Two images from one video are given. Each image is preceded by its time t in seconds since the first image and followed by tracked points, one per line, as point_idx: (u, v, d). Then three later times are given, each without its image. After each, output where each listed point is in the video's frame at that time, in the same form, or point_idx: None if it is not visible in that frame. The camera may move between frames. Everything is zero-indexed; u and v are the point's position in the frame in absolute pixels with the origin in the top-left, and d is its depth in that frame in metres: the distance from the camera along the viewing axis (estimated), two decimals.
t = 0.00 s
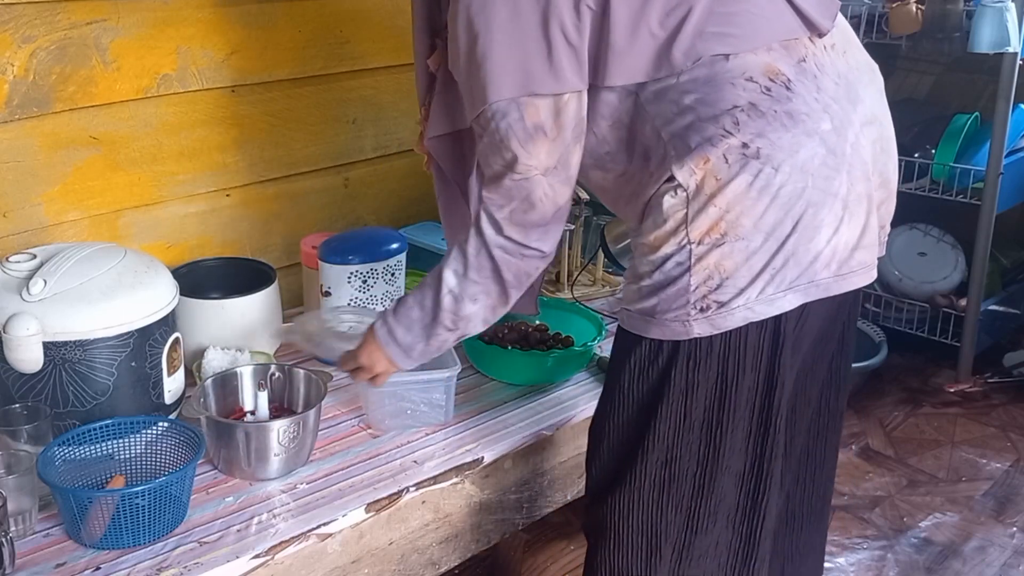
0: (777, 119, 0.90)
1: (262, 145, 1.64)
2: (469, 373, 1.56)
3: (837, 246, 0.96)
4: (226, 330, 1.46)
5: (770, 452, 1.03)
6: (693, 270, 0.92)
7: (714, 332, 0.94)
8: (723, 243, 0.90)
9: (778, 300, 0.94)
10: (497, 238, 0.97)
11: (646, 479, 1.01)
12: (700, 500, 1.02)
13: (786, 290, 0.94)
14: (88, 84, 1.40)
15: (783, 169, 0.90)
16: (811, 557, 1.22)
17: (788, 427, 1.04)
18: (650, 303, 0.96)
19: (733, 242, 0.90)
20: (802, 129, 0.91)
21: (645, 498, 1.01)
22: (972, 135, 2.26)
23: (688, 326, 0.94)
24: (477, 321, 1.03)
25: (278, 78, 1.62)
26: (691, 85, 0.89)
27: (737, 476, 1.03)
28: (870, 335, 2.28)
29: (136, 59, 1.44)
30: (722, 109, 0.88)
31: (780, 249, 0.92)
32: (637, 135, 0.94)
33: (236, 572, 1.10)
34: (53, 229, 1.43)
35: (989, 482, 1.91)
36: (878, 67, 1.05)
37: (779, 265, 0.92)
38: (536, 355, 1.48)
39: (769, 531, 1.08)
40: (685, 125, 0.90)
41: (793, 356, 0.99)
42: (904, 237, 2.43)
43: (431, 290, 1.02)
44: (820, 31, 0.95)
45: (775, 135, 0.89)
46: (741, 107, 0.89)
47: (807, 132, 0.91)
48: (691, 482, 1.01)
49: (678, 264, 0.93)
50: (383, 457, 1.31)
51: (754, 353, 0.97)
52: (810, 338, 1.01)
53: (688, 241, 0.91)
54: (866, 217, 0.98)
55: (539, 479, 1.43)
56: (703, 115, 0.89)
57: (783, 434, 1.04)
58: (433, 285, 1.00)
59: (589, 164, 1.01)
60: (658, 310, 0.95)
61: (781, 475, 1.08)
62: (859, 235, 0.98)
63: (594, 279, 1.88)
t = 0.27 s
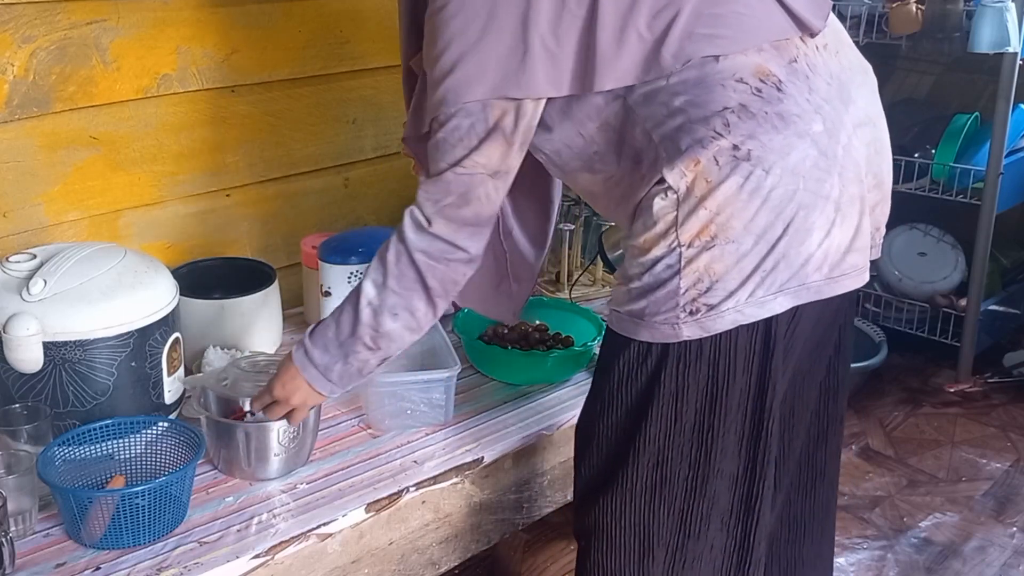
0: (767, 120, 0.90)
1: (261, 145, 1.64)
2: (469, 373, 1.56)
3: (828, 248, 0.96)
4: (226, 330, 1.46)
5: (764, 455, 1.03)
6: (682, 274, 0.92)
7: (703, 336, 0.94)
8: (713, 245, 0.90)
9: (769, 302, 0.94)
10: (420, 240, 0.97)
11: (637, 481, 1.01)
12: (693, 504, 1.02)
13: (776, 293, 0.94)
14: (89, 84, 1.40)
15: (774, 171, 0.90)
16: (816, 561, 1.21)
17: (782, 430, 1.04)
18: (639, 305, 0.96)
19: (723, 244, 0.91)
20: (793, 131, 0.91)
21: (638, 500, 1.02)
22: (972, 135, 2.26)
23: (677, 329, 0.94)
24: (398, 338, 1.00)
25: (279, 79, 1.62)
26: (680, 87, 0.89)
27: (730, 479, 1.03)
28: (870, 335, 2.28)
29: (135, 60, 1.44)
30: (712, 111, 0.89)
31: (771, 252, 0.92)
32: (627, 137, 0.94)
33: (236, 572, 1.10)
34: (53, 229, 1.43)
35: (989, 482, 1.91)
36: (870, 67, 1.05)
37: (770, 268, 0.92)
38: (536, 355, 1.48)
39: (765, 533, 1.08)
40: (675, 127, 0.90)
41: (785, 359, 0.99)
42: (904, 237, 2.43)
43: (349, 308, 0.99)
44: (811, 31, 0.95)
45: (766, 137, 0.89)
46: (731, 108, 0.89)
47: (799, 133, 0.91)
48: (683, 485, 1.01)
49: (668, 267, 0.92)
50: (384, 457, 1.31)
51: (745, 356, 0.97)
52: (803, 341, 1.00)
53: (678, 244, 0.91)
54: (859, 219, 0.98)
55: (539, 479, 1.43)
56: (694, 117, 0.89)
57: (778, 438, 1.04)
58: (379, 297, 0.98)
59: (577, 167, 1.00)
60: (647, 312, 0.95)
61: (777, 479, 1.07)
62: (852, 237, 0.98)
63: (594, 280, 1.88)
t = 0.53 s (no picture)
0: (759, 121, 0.90)
1: (261, 145, 1.64)
2: (469, 373, 1.56)
3: (821, 249, 0.95)
4: (226, 330, 1.46)
5: (757, 458, 1.02)
6: (674, 276, 0.92)
7: (695, 338, 0.94)
8: (704, 247, 0.90)
9: (761, 305, 0.94)
10: (406, 246, 0.98)
11: (630, 483, 1.01)
12: (686, 507, 1.02)
13: (768, 295, 0.94)
14: (88, 84, 1.40)
15: (766, 173, 0.90)
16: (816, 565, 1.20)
17: (777, 432, 1.04)
18: (630, 308, 0.96)
19: (715, 246, 0.91)
20: (785, 132, 0.91)
21: (631, 502, 1.02)
22: (972, 135, 2.26)
23: (669, 331, 0.94)
24: (389, 341, 1.01)
25: (279, 79, 1.62)
26: (671, 88, 0.90)
27: (724, 481, 1.03)
28: (869, 335, 2.28)
29: (135, 60, 1.44)
30: (704, 112, 0.89)
31: (763, 253, 0.92)
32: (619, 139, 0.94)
33: (236, 572, 1.10)
34: (53, 229, 1.43)
35: (988, 482, 1.91)
36: (863, 67, 1.05)
37: (762, 270, 0.92)
38: (536, 355, 1.48)
39: (760, 535, 1.08)
40: (666, 128, 0.90)
41: (777, 361, 0.99)
42: (904, 237, 2.43)
43: (339, 311, 1.00)
44: (802, 32, 0.95)
45: (758, 138, 0.89)
46: (723, 109, 0.89)
47: (791, 135, 0.91)
48: (676, 488, 1.01)
49: (660, 269, 0.92)
50: (384, 457, 1.31)
51: (738, 358, 0.96)
52: (796, 343, 1.00)
53: (669, 246, 0.91)
54: (852, 221, 0.98)
55: (539, 480, 1.42)
56: (685, 118, 0.89)
57: (772, 441, 1.03)
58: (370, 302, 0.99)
59: (570, 170, 1.00)
60: (638, 315, 0.95)
61: (772, 482, 1.07)
62: (844, 239, 0.98)
63: (593, 280, 1.89)
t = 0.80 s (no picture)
0: (755, 122, 0.90)
1: (260, 145, 1.64)
2: (469, 373, 1.56)
3: (816, 250, 0.95)
4: (226, 330, 1.46)
5: (753, 460, 1.02)
6: (669, 277, 0.92)
7: (691, 340, 0.94)
8: (699, 248, 0.90)
9: (757, 306, 0.94)
10: (404, 247, 0.98)
11: (626, 484, 1.02)
12: (682, 508, 1.02)
13: (764, 296, 0.94)
14: (88, 84, 1.40)
15: (762, 174, 0.90)
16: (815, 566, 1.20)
17: (773, 433, 1.04)
18: (625, 308, 0.96)
19: (710, 247, 0.91)
20: (781, 133, 0.91)
21: (627, 503, 1.02)
22: (972, 135, 2.26)
23: (664, 332, 0.94)
24: (386, 341, 1.01)
25: (279, 79, 1.62)
26: (665, 89, 0.90)
27: (720, 483, 1.03)
28: (869, 335, 2.28)
29: (135, 60, 1.44)
30: (699, 113, 0.89)
31: (758, 255, 0.92)
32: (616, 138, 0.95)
33: (236, 572, 1.10)
34: (53, 229, 1.43)
35: (989, 482, 1.91)
36: (860, 67, 1.05)
37: (757, 271, 0.92)
38: (536, 355, 1.48)
39: (757, 536, 1.08)
40: (662, 129, 0.90)
41: (773, 363, 0.99)
42: (904, 237, 2.43)
43: (339, 311, 1.00)
44: (798, 32, 0.95)
45: (754, 139, 0.89)
46: (718, 111, 0.89)
47: (787, 136, 0.91)
48: (672, 489, 1.01)
49: (655, 270, 0.92)
50: (384, 457, 1.31)
51: (733, 360, 0.96)
52: (793, 345, 1.00)
53: (664, 247, 0.91)
54: (848, 222, 0.98)
55: (538, 480, 1.42)
56: (681, 119, 0.89)
57: (768, 443, 1.03)
58: (367, 303, 0.99)
59: (567, 170, 1.00)
60: (633, 316, 0.95)
61: (767, 484, 1.07)
62: (841, 240, 0.98)
63: (592, 280, 1.89)
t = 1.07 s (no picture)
0: (755, 123, 0.90)
1: (260, 145, 1.64)
2: (469, 374, 1.56)
3: (817, 251, 0.95)
4: (226, 329, 1.46)
5: (753, 461, 1.02)
6: (669, 277, 0.92)
7: (691, 340, 0.94)
8: (699, 249, 0.90)
9: (757, 306, 0.94)
10: (405, 246, 0.98)
11: (626, 485, 1.02)
12: (682, 509, 1.02)
13: (764, 297, 0.94)
14: (89, 84, 1.40)
15: (762, 174, 0.90)
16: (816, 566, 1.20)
17: (774, 434, 1.03)
18: (626, 308, 0.96)
19: (711, 248, 0.91)
20: (781, 133, 0.91)
21: (627, 504, 1.02)
22: (972, 135, 2.26)
23: (664, 333, 0.94)
24: (386, 336, 1.01)
25: (279, 79, 1.62)
26: (665, 89, 0.90)
27: (720, 483, 1.03)
28: (869, 335, 2.27)
29: (135, 60, 1.44)
30: (699, 113, 0.89)
31: (759, 255, 0.92)
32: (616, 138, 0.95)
33: (236, 572, 1.10)
34: (53, 229, 1.43)
35: (988, 482, 1.91)
36: (861, 68, 1.05)
37: (757, 272, 0.92)
38: (535, 355, 1.48)
39: (757, 537, 1.07)
40: (662, 129, 0.90)
41: (773, 364, 0.99)
42: (904, 237, 2.43)
43: (340, 310, 1.00)
44: (798, 32, 0.95)
45: (754, 140, 0.89)
46: (719, 111, 0.89)
47: (787, 136, 0.91)
48: (672, 490, 1.01)
49: (655, 271, 0.92)
50: (383, 457, 1.31)
51: (733, 361, 0.96)
52: (793, 346, 1.00)
53: (665, 247, 0.91)
54: (849, 222, 0.98)
55: (538, 480, 1.42)
56: (681, 119, 0.89)
57: (768, 444, 1.03)
58: (368, 295, 0.99)
59: (567, 171, 1.00)
60: (634, 316, 0.95)
61: (768, 486, 1.07)
62: (842, 241, 0.98)
63: (592, 280, 1.88)
